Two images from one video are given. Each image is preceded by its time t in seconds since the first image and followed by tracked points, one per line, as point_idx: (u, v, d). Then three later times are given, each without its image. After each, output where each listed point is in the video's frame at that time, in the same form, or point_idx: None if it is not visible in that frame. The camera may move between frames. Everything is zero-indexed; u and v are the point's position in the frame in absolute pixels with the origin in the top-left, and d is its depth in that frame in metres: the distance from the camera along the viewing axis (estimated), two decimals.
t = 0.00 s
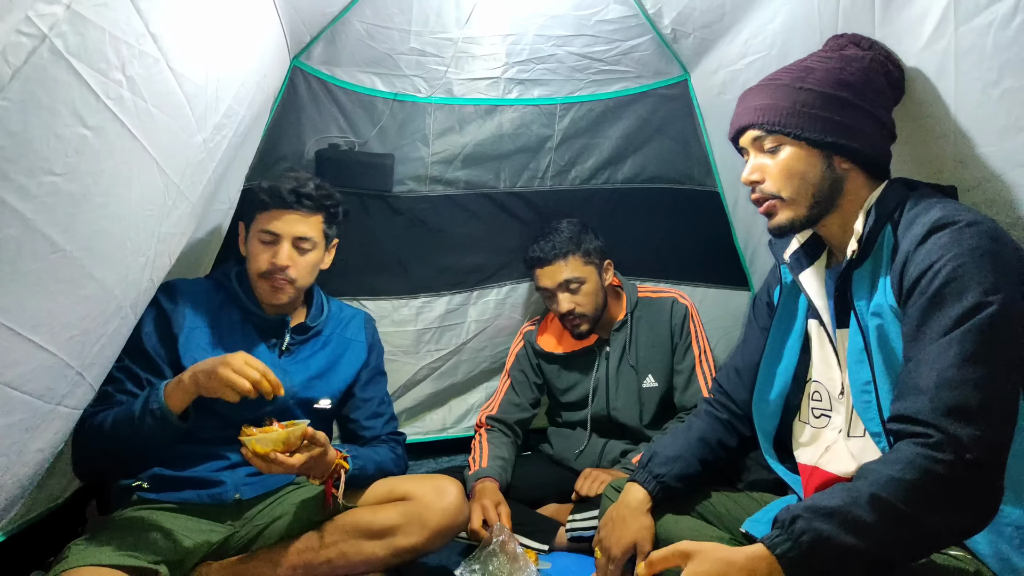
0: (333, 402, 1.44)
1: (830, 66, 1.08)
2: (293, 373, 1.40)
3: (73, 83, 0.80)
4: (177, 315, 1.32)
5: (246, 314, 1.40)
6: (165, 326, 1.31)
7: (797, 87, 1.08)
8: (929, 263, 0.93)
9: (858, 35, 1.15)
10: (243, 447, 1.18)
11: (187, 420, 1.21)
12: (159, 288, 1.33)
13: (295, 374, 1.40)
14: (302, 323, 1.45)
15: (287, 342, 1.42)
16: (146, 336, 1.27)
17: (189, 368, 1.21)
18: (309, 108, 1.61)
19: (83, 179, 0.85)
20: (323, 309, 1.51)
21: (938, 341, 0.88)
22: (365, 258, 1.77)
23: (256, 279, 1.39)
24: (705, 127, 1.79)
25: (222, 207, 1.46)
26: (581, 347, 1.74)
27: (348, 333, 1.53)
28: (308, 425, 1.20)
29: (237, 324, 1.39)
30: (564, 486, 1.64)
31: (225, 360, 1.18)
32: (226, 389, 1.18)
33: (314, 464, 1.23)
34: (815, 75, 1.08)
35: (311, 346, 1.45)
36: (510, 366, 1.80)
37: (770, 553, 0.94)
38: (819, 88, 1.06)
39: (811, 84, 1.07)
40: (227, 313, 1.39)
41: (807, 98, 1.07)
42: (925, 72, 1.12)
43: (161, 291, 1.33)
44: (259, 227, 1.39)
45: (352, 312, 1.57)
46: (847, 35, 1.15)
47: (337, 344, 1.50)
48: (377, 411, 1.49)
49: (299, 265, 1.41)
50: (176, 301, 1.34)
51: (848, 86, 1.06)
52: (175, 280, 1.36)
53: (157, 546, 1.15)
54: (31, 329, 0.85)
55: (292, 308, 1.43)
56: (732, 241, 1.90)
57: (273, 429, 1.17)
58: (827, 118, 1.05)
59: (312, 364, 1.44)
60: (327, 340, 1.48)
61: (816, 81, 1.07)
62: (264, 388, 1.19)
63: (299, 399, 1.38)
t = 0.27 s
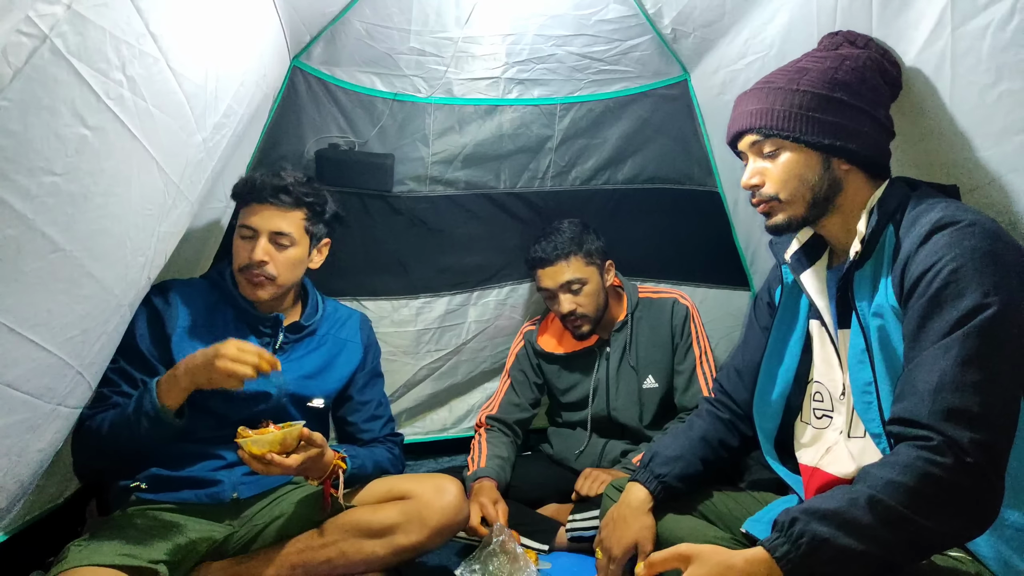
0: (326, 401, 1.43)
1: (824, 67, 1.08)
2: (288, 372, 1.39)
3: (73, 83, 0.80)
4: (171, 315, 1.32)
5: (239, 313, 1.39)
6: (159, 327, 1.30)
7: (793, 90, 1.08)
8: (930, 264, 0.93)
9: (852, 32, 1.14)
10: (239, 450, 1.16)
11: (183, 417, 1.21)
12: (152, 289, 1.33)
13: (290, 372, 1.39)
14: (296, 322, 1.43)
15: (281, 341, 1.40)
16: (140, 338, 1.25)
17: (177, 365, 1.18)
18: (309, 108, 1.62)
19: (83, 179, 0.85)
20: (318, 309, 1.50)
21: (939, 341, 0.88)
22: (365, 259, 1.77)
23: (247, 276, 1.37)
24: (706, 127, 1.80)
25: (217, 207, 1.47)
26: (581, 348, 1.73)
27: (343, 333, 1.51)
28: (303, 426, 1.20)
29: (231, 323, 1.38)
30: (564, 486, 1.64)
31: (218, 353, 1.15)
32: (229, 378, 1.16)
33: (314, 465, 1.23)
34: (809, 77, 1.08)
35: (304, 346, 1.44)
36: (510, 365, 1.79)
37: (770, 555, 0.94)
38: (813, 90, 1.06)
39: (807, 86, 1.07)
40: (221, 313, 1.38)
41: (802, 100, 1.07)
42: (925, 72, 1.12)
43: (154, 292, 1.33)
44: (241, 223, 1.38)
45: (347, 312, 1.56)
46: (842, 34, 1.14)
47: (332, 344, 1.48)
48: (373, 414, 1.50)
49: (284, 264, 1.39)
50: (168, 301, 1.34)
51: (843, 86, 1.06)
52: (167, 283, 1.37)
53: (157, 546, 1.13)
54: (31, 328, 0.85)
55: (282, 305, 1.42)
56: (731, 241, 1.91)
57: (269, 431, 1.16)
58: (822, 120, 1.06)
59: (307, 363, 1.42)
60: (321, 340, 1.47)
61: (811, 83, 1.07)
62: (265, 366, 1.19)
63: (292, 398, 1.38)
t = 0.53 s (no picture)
0: (324, 401, 1.42)
1: (825, 67, 1.08)
2: (287, 372, 1.38)
3: (75, 84, 0.79)
4: (170, 315, 1.31)
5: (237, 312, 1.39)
6: (157, 326, 1.30)
7: (794, 90, 1.08)
8: (932, 263, 0.93)
9: (852, 31, 1.14)
10: (239, 451, 1.16)
11: (193, 389, 1.23)
12: (151, 290, 1.33)
13: (287, 372, 1.38)
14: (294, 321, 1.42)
15: (279, 340, 1.40)
16: (140, 336, 1.27)
17: (180, 343, 1.19)
18: (309, 107, 1.64)
19: (84, 180, 0.85)
20: (316, 308, 1.49)
21: (941, 341, 0.88)
22: (365, 259, 1.77)
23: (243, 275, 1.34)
24: (705, 127, 1.80)
25: (215, 207, 1.48)
26: (581, 349, 1.73)
27: (341, 333, 1.51)
28: (302, 427, 1.19)
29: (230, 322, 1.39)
30: (564, 486, 1.64)
31: (227, 313, 1.18)
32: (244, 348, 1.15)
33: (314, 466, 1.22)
34: (810, 77, 1.08)
35: (302, 346, 1.43)
36: (510, 365, 1.79)
37: (770, 556, 0.94)
38: (814, 90, 1.07)
39: (808, 86, 1.07)
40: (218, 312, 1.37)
41: (803, 100, 1.07)
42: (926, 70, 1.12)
43: (153, 293, 1.33)
44: (232, 227, 1.35)
45: (345, 312, 1.55)
46: (842, 33, 1.14)
47: (330, 344, 1.48)
48: (373, 413, 1.49)
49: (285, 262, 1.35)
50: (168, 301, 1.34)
51: (843, 86, 1.07)
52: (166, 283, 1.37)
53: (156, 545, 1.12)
54: (33, 329, 0.85)
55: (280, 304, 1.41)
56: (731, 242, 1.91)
57: (267, 431, 1.16)
58: (823, 119, 1.06)
59: (305, 363, 1.42)
60: (319, 340, 1.46)
61: (812, 83, 1.07)
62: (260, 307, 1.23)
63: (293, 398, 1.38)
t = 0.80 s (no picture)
0: (326, 401, 1.42)
1: (822, 69, 1.08)
2: (287, 372, 1.38)
3: (75, 84, 0.80)
4: (172, 316, 1.32)
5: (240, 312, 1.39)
6: (159, 326, 1.31)
7: (792, 91, 1.08)
8: (931, 262, 0.93)
9: (850, 32, 1.14)
10: (240, 450, 1.16)
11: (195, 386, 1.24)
12: (154, 291, 1.34)
13: (288, 373, 1.38)
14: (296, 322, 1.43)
15: (280, 340, 1.40)
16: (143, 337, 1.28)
17: (181, 340, 1.20)
18: (309, 107, 1.64)
19: (85, 180, 0.85)
20: (317, 309, 1.50)
21: (940, 340, 0.88)
22: (365, 259, 1.77)
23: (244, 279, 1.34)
24: (705, 127, 1.80)
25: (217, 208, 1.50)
26: (581, 351, 1.73)
27: (343, 334, 1.51)
28: (303, 426, 1.20)
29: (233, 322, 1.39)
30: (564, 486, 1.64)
31: (231, 310, 1.22)
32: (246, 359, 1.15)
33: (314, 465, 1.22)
34: (808, 78, 1.08)
35: (304, 346, 1.44)
36: (510, 365, 1.79)
37: (770, 556, 0.94)
38: (812, 91, 1.07)
39: (805, 88, 1.07)
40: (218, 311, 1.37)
41: (801, 101, 1.07)
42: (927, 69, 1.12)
43: (156, 293, 1.34)
44: (230, 231, 1.34)
45: (346, 313, 1.56)
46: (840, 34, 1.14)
47: (331, 345, 1.48)
48: (374, 414, 1.49)
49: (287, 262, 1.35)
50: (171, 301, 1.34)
51: (841, 87, 1.07)
52: (169, 283, 1.37)
53: (156, 545, 1.12)
54: (33, 329, 0.85)
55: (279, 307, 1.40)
56: (731, 242, 1.91)
57: (268, 430, 1.16)
58: (822, 120, 1.06)
59: (306, 364, 1.42)
60: (321, 341, 1.46)
61: (810, 84, 1.07)
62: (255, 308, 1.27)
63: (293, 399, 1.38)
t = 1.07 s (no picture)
0: (327, 400, 1.42)
1: (820, 69, 1.08)
2: (288, 371, 1.38)
3: (75, 84, 0.80)
4: (173, 317, 1.32)
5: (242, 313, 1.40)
6: (160, 326, 1.31)
7: (791, 92, 1.08)
8: (930, 262, 0.93)
9: (846, 32, 1.14)
10: (240, 450, 1.16)
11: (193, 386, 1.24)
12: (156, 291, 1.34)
13: (290, 372, 1.38)
14: (297, 322, 1.43)
15: (282, 340, 1.39)
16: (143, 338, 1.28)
17: (179, 340, 1.19)
18: (309, 108, 1.65)
19: (85, 180, 0.85)
20: (319, 309, 1.49)
21: (940, 340, 0.88)
22: (365, 259, 1.77)
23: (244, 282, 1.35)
24: (705, 127, 1.81)
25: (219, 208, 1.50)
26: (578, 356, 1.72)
27: (343, 334, 1.51)
28: (303, 427, 1.20)
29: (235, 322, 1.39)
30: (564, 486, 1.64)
31: (231, 309, 1.21)
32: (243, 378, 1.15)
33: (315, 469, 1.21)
34: (806, 79, 1.08)
35: (304, 346, 1.43)
36: (505, 369, 1.78)
37: (770, 556, 0.95)
38: (811, 92, 1.07)
39: (804, 88, 1.07)
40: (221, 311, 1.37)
41: (800, 102, 1.07)
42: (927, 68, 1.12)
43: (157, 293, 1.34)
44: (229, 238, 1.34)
45: (347, 313, 1.55)
46: (837, 34, 1.14)
47: (332, 344, 1.48)
48: (375, 414, 1.49)
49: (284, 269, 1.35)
50: (172, 301, 1.34)
51: (840, 87, 1.07)
52: (170, 283, 1.37)
53: (156, 545, 1.12)
54: (33, 329, 0.85)
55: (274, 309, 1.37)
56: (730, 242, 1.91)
57: (268, 430, 1.16)
58: (821, 121, 1.06)
59: (308, 363, 1.42)
60: (322, 341, 1.46)
61: (808, 85, 1.07)
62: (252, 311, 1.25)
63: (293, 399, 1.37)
